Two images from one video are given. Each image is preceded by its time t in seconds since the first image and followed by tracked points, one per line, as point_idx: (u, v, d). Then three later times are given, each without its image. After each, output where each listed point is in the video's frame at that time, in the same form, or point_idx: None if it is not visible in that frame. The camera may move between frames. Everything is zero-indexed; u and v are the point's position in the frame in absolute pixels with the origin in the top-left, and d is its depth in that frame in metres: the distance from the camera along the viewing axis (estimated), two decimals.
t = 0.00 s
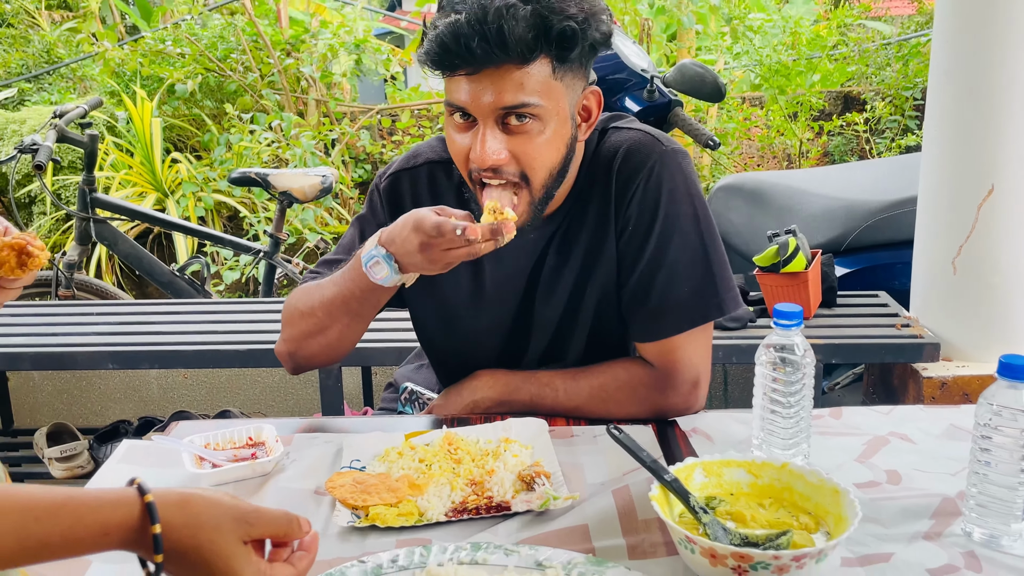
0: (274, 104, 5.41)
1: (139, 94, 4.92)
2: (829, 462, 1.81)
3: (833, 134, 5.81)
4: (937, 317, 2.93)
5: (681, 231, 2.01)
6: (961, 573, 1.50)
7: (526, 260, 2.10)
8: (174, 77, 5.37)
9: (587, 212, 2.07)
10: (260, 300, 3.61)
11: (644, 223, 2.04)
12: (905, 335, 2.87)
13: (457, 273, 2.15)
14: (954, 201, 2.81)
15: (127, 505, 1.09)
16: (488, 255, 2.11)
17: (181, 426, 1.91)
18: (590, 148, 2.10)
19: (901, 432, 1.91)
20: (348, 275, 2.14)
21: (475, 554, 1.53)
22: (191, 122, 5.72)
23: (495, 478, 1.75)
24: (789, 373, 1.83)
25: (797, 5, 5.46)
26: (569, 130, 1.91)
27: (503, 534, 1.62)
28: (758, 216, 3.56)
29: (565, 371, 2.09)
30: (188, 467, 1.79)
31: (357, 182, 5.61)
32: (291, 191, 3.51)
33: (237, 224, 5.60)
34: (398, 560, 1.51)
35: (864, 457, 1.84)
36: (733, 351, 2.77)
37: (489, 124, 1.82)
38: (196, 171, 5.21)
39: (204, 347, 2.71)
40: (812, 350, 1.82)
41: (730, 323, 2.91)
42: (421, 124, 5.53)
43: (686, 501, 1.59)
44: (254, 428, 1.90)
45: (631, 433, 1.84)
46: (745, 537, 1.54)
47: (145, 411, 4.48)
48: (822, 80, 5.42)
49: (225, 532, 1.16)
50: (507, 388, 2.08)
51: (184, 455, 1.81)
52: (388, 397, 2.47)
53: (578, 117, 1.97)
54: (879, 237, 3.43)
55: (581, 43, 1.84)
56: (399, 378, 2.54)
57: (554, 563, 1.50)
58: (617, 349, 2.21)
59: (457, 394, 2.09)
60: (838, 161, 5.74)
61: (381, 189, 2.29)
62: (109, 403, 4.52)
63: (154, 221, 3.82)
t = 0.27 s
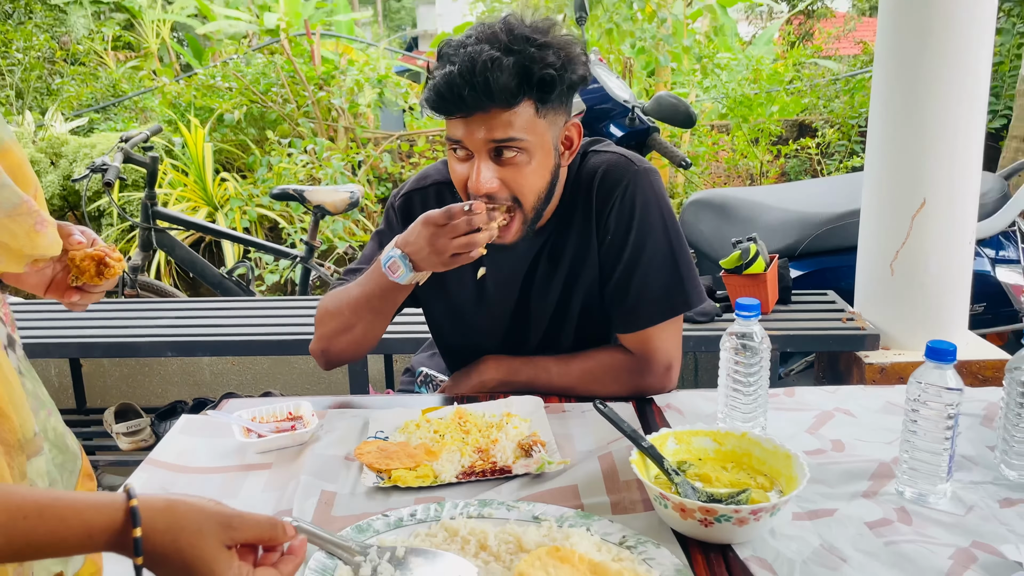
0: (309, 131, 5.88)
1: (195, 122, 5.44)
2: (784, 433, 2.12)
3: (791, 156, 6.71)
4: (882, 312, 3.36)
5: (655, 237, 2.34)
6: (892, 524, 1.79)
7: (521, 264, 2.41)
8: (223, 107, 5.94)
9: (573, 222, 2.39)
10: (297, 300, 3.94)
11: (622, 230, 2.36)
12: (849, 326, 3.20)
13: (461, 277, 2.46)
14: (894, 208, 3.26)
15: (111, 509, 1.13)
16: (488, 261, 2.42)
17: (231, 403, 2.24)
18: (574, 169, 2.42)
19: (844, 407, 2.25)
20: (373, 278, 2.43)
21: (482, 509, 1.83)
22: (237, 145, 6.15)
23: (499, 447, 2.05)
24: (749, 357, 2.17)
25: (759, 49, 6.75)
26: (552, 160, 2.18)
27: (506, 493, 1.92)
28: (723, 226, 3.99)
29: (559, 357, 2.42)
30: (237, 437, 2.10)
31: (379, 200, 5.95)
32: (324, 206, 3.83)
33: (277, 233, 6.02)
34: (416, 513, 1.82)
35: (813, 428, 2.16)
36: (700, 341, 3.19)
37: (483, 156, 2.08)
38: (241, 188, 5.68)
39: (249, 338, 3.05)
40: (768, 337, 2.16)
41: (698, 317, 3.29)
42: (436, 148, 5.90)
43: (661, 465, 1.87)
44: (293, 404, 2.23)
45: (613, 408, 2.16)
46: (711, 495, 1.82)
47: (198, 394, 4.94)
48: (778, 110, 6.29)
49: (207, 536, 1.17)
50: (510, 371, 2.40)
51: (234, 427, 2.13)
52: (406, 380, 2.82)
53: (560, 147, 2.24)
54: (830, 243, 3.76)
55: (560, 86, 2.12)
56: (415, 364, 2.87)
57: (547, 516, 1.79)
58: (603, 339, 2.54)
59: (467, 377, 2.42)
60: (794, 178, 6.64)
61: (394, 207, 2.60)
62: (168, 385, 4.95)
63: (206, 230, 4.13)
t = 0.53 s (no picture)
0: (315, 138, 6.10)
1: (206, 129, 5.59)
2: (755, 424, 2.26)
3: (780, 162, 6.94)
4: (859, 310, 3.55)
5: (637, 237, 2.47)
6: (851, 506, 1.92)
7: (511, 266, 2.53)
8: (233, 115, 6.18)
9: (560, 223, 2.52)
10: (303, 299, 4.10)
11: (606, 231, 2.49)
12: (827, 326, 3.34)
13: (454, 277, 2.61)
14: (869, 211, 3.44)
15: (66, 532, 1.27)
16: (480, 262, 2.55)
17: (238, 394, 2.39)
18: (560, 176, 2.57)
19: (815, 401, 2.39)
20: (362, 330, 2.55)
21: (470, 492, 1.96)
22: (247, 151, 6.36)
23: (488, 435, 2.19)
24: (723, 351, 2.29)
25: (754, 57, 7.11)
26: (533, 167, 2.30)
27: (493, 477, 2.06)
28: (711, 228, 4.15)
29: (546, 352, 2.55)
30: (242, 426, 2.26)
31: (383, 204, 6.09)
32: (329, 209, 3.98)
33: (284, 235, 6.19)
34: (407, 496, 1.96)
35: (784, 419, 2.29)
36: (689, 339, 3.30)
37: (466, 162, 2.20)
38: (252, 194, 5.84)
39: (256, 334, 3.20)
40: (741, 333, 2.26)
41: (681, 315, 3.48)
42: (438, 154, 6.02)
43: (637, 451, 2.01)
44: (296, 396, 2.37)
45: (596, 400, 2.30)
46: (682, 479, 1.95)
47: (209, 388, 5.09)
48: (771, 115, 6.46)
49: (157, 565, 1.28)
50: (500, 364, 2.52)
51: (239, 416, 2.28)
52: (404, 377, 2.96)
53: (544, 154, 2.36)
54: (815, 245, 3.92)
55: (539, 97, 2.23)
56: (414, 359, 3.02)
57: (531, 497, 1.93)
58: (588, 334, 2.67)
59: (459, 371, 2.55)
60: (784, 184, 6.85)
61: (388, 227, 2.65)
62: (180, 379, 5.09)
63: (216, 232, 4.28)
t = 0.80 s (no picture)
0: (286, 113, 5.83)
1: (160, 104, 5.39)
2: (759, 429, 2.09)
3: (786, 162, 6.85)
4: (888, 312, 3.32)
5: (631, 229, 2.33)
6: (860, 518, 1.75)
7: (496, 262, 2.39)
8: (193, 88, 5.86)
9: (549, 215, 2.38)
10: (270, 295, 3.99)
11: (599, 223, 2.35)
12: (856, 328, 3.18)
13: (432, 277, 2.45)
14: (898, 202, 3.21)
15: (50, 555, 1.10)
16: (462, 260, 2.41)
17: (196, 397, 2.23)
18: (551, 159, 2.43)
19: (827, 406, 2.21)
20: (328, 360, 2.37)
21: (445, 500, 1.79)
22: (209, 130, 6.06)
23: (467, 442, 2.03)
24: (724, 351, 2.13)
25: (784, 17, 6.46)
26: (513, 149, 2.17)
27: (472, 486, 1.89)
28: (727, 218, 3.96)
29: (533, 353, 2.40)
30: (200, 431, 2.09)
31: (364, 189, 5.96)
32: (300, 195, 3.88)
33: (249, 225, 5.98)
34: (378, 504, 1.78)
35: (793, 427, 2.11)
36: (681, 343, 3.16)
37: (438, 139, 2.09)
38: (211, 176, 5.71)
39: (216, 336, 3.09)
40: (743, 331, 2.11)
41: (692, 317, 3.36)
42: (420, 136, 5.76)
43: (626, 457, 1.84)
44: (258, 399, 2.21)
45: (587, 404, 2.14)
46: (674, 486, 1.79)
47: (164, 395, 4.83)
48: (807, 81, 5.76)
49: None
50: (483, 368, 2.37)
51: (197, 420, 2.11)
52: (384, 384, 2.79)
53: (527, 136, 2.23)
54: (829, 241, 3.78)
55: (517, 73, 2.10)
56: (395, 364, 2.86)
57: (512, 507, 1.76)
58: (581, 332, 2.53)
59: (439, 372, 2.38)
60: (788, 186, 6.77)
61: (359, 229, 2.49)
62: (130, 388, 4.84)
63: (173, 221, 4.22)
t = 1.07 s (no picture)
0: (265, 85, 5.56)
1: (127, 75, 5.22)
2: (761, 415, 1.99)
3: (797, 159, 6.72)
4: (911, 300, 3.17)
5: (625, 203, 2.28)
6: (863, 503, 1.65)
7: (484, 238, 2.34)
8: (162, 57, 5.54)
9: (540, 189, 2.32)
10: (246, 278, 3.97)
11: (592, 197, 2.30)
12: (876, 317, 3.07)
13: (415, 253, 2.38)
14: (922, 184, 3.07)
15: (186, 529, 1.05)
16: (447, 235, 2.35)
17: (164, 379, 2.13)
18: (540, 129, 2.37)
19: (835, 393, 2.11)
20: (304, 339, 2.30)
21: (425, 482, 1.68)
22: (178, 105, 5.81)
23: (451, 426, 1.92)
24: (723, 332, 2.05)
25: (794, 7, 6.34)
26: (491, 116, 2.13)
27: (454, 470, 1.79)
28: (745, 199, 3.88)
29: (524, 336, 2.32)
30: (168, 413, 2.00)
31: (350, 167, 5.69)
32: (278, 172, 3.82)
33: (224, 207, 5.77)
34: (354, 486, 1.67)
35: (796, 412, 2.01)
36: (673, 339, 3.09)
37: (412, 105, 2.05)
38: (182, 153, 5.45)
39: (187, 322, 3.06)
40: (744, 311, 2.04)
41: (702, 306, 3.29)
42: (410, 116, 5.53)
43: (616, 438, 1.74)
44: (229, 382, 2.12)
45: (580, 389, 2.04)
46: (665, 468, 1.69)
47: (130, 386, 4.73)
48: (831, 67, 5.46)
49: None
50: (470, 352, 2.29)
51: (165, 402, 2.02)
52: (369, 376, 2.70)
53: (508, 103, 2.19)
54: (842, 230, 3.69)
55: (495, 36, 2.05)
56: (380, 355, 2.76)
57: (495, 490, 1.65)
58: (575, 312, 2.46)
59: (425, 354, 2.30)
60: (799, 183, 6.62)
61: (336, 205, 2.43)
62: (93, 379, 4.71)
63: (140, 201, 4.18)
